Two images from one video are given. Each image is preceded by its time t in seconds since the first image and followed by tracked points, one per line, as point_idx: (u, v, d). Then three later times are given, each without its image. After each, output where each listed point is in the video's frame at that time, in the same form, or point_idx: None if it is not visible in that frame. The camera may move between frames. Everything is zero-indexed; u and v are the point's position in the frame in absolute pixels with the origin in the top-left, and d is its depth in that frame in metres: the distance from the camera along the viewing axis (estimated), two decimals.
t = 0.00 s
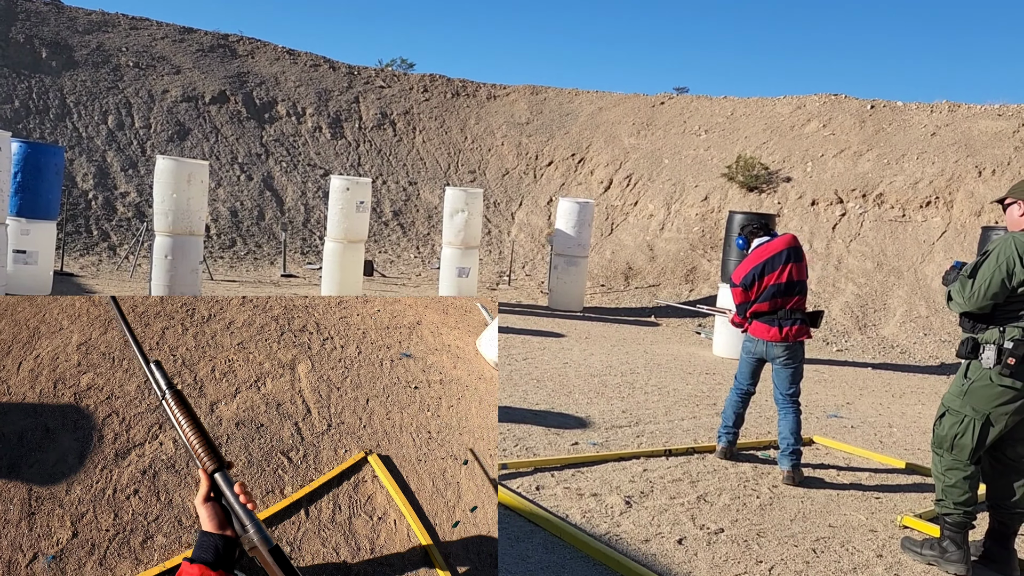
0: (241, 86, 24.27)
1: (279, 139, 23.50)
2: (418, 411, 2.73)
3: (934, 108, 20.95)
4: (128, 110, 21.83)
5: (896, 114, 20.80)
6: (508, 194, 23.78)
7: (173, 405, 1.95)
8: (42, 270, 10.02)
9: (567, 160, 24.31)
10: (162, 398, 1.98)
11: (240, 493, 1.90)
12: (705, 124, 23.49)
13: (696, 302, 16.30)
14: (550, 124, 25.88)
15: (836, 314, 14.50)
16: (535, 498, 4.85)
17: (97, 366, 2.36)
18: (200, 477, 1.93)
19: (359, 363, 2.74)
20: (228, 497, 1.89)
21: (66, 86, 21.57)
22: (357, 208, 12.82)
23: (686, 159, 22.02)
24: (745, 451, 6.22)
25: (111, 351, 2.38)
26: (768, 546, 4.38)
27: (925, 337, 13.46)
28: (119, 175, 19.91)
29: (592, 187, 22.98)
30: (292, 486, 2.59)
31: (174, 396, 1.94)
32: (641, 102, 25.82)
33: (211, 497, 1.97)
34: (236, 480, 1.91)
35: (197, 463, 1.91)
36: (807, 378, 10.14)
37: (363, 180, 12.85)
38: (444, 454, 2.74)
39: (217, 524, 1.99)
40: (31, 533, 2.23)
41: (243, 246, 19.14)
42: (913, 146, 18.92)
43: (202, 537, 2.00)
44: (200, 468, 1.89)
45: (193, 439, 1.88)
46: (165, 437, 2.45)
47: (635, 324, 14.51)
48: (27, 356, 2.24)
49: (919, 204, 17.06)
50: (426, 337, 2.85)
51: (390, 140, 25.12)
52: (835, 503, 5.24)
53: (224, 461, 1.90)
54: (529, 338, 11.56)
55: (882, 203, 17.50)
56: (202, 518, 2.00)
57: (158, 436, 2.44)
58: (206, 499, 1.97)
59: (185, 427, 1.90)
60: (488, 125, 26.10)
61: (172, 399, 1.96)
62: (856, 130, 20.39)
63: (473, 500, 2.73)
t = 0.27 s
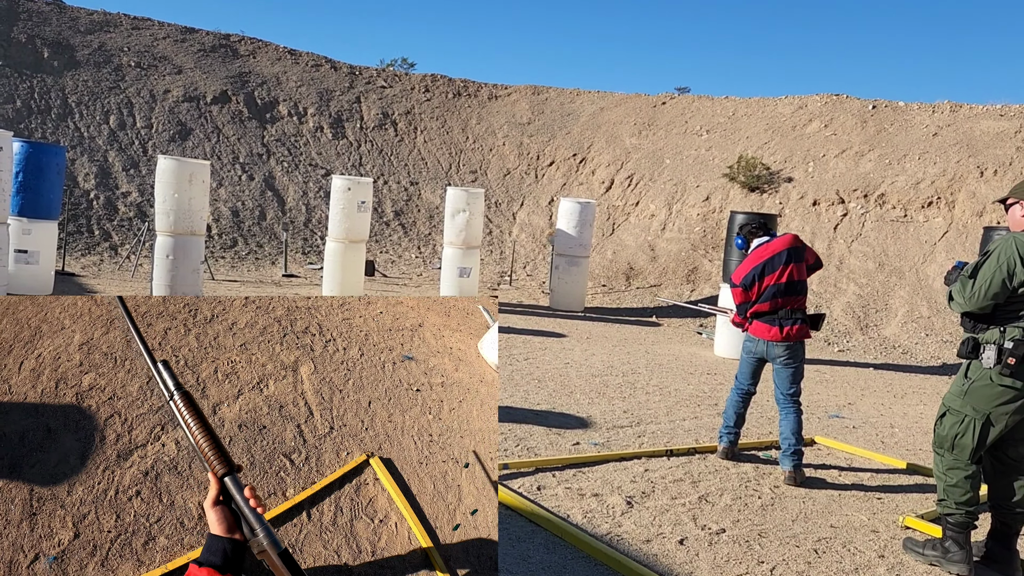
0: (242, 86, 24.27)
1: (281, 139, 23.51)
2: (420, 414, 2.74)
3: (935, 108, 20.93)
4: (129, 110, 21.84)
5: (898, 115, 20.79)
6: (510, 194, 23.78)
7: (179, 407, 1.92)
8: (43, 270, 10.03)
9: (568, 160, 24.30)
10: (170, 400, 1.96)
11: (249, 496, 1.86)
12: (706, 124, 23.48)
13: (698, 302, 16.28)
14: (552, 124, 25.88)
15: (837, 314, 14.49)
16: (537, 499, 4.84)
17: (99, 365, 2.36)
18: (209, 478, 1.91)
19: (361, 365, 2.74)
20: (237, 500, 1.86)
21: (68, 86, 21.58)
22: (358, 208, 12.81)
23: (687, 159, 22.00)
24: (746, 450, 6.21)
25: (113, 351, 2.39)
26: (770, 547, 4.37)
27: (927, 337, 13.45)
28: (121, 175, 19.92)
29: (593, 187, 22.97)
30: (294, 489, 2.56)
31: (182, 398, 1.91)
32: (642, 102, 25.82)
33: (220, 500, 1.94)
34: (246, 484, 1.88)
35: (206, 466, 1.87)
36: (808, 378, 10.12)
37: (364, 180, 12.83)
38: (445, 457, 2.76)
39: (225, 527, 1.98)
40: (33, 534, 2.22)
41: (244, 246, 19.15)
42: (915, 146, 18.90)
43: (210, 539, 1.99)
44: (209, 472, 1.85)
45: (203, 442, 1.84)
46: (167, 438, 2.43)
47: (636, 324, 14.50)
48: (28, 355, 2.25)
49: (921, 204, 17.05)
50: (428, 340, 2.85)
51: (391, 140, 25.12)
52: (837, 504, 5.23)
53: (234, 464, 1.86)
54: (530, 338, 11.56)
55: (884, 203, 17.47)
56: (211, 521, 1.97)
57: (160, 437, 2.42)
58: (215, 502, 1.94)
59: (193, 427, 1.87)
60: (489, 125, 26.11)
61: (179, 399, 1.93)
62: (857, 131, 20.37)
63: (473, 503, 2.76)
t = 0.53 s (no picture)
0: (243, 86, 24.27)
1: (282, 138, 23.52)
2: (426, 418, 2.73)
3: (937, 108, 20.90)
4: (131, 109, 21.85)
5: (900, 114, 20.76)
6: (511, 194, 23.78)
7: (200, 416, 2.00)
8: (45, 269, 10.03)
9: (569, 159, 24.29)
10: (188, 409, 2.04)
11: (270, 512, 1.98)
12: (708, 123, 23.46)
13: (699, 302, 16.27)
14: (553, 124, 25.86)
15: (839, 314, 14.47)
16: (538, 499, 4.83)
17: (102, 367, 2.42)
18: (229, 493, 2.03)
19: (365, 369, 2.76)
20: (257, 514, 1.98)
21: (69, 86, 21.58)
22: (359, 207, 12.80)
23: (688, 158, 21.98)
24: (748, 451, 6.19)
25: (116, 353, 2.43)
26: (772, 547, 4.36)
27: (929, 337, 13.42)
28: (122, 175, 19.93)
29: (595, 187, 22.96)
30: (299, 493, 2.57)
31: (202, 410, 2.00)
32: (644, 102, 25.80)
33: (240, 514, 2.09)
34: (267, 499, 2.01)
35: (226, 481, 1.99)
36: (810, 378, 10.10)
37: (365, 180, 12.82)
38: (449, 461, 2.73)
39: (245, 542, 2.13)
40: (36, 537, 2.27)
41: (245, 246, 19.16)
42: (917, 146, 18.87)
43: (229, 554, 2.13)
44: (231, 486, 1.97)
45: (225, 458, 1.95)
46: (173, 441, 2.48)
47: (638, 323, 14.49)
48: (31, 356, 2.31)
49: (923, 204, 17.03)
50: (432, 343, 2.85)
51: (393, 140, 25.12)
52: (839, 504, 5.22)
53: (255, 480, 1.99)
54: (532, 338, 11.54)
55: (886, 203, 17.45)
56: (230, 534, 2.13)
57: (166, 440, 2.47)
58: (236, 516, 2.10)
59: (214, 441, 1.98)
60: (490, 125, 26.11)
61: (199, 410, 2.02)
62: (859, 130, 20.34)
63: (476, 507, 2.72)
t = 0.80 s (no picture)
0: (243, 87, 24.27)
1: (283, 139, 23.54)
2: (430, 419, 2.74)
3: (937, 108, 20.92)
4: (131, 110, 21.86)
5: (900, 114, 20.76)
6: (511, 194, 23.81)
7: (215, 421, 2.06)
8: (46, 270, 10.03)
9: (570, 159, 24.30)
10: (205, 415, 2.10)
11: (276, 518, 1.96)
12: (708, 123, 23.47)
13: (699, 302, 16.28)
14: (553, 124, 25.88)
15: (839, 314, 14.48)
16: (538, 499, 4.83)
17: (104, 365, 2.43)
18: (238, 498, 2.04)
19: (369, 370, 2.75)
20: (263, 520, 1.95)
21: (69, 86, 21.59)
22: (359, 208, 12.80)
23: (688, 158, 21.99)
24: (748, 451, 6.20)
25: (120, 352, 2.45)
26: (772, 546, 4.36)
27: (930, 337, 13.42)
28: (122, 176, 19.94)
29: (595, 187, 22.97)
30: (302, 497, 2.56)
31: (217, 415, 2.06)
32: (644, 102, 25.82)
33: (247, 519, 2.11)
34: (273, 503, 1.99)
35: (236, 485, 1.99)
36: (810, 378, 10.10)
37: (365, 181, 12.83)
38: (452, 464, 2.75)
39: (250, 548, 2.12)
40: (35, 539, 2.29)
41: (246, 247, 19.19)
42: (917, 145, 18.87)
43: (235, 559, 2.12)
44: (239, 490, 1.96)
45: (235, 460, 1.97)
46: (175, 443, 2.47)
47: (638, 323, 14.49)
48: (33, 353, 2.34)
49: (923, 204, 17.04)
50: (435, 344, 2.86)
51: (393, 140, 25.14)
52: (839, 503, 5.22)
53: (263, 485, 1.98)
54: (532, 338, 11.53)
55: (887, 203, 17.45)
56: (236, 540, 2.13)
57: (168, 442, 2.47)
58: (242, 521, 2.11)
59: (227, 446, 2.01)
60: (490, 125, 26.13)
61: (214, 416, 2.07)
62: (859, 130, 20.34)
63: (477, 511, 2.79)
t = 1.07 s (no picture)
0: (243, 88, 24.25)
1: (282, 140, 23.52)
2: (428, 420, 3.00)
3: (937, 107, 20.91)
4: (131, 111, 21.86)
5: (900, 113, 20.76)
6: (511, 195, 23.80)
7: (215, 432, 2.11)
8: (46, 270, 10.03)
9: (569, 159, 24.30)
10: (206, 427, 2.14)
11: (276, 523, 1.97)
12: (707, 123, 23.46)
13: (699, 302, 16.27)
14: (553, 124, 25.88)
15: (839, 313, 14.48)
16: (538, 499, 4.83)
17: (104, 365, 2.76)
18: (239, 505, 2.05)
19: (371, 372, 3.07)
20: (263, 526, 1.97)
21: (69, 87, 21.59)
22: (358, 208, 12.79)
23: (688, 158, 21.99)
24: (747, 450, 6.20)
25: (118, 351, 2.78)
26: (772, 546, 4.36)
27: (929, 336, 13.42)
28: (122, 177, 19.94)
29: (595, 187, 22.96)
30: (305, 497, 2.82)
31: (217, 427, 2.09)
32: (643, 102, 25.82)
33: (248, 526, 2.10)
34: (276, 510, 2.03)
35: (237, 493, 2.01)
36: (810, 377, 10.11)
37: (365, 181, 12.82)
38: (452, 466, 2.97)
39: (251, 554, 2.12)
40: (34, 537, 2.53)
41: (245, 247, 19.18)
42: (916, 145, 18.86)
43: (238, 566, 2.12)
44: (240, 498, 1.99)
45: (235, 470, 1.99)
46: (175, 442, 2.80)
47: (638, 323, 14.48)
48: (33, 351, 2.63)
49: (923, 203, 17.03)
50: (436, 347, 3.16)
51: (392, 141, 25.14)
52: (840, 503, 5.21)
53: (264, 491, 2.01)
54: (532, 337, 11.53)
55: (886, 202, 17.45)
56: (238, 547, 2.14)
57: (169, 440, 2.79)
58: (243, 528, 2.10)
59: (227, 455, 2.04)
60: (490, 125, 26.12)
61: (215, 428, 2.11)
62: (859, 129, 20.33)
63: (479, 515, 2.93)
